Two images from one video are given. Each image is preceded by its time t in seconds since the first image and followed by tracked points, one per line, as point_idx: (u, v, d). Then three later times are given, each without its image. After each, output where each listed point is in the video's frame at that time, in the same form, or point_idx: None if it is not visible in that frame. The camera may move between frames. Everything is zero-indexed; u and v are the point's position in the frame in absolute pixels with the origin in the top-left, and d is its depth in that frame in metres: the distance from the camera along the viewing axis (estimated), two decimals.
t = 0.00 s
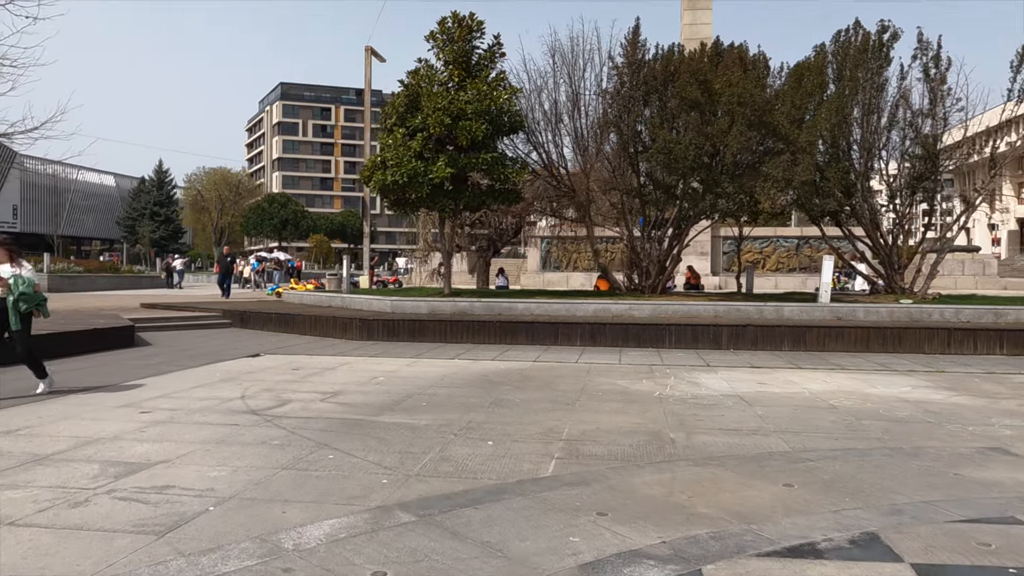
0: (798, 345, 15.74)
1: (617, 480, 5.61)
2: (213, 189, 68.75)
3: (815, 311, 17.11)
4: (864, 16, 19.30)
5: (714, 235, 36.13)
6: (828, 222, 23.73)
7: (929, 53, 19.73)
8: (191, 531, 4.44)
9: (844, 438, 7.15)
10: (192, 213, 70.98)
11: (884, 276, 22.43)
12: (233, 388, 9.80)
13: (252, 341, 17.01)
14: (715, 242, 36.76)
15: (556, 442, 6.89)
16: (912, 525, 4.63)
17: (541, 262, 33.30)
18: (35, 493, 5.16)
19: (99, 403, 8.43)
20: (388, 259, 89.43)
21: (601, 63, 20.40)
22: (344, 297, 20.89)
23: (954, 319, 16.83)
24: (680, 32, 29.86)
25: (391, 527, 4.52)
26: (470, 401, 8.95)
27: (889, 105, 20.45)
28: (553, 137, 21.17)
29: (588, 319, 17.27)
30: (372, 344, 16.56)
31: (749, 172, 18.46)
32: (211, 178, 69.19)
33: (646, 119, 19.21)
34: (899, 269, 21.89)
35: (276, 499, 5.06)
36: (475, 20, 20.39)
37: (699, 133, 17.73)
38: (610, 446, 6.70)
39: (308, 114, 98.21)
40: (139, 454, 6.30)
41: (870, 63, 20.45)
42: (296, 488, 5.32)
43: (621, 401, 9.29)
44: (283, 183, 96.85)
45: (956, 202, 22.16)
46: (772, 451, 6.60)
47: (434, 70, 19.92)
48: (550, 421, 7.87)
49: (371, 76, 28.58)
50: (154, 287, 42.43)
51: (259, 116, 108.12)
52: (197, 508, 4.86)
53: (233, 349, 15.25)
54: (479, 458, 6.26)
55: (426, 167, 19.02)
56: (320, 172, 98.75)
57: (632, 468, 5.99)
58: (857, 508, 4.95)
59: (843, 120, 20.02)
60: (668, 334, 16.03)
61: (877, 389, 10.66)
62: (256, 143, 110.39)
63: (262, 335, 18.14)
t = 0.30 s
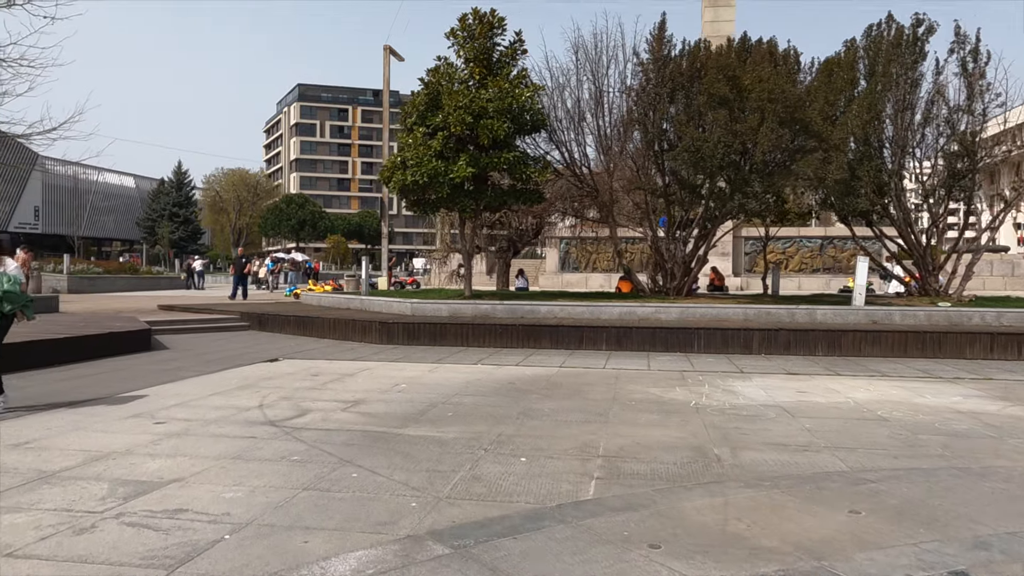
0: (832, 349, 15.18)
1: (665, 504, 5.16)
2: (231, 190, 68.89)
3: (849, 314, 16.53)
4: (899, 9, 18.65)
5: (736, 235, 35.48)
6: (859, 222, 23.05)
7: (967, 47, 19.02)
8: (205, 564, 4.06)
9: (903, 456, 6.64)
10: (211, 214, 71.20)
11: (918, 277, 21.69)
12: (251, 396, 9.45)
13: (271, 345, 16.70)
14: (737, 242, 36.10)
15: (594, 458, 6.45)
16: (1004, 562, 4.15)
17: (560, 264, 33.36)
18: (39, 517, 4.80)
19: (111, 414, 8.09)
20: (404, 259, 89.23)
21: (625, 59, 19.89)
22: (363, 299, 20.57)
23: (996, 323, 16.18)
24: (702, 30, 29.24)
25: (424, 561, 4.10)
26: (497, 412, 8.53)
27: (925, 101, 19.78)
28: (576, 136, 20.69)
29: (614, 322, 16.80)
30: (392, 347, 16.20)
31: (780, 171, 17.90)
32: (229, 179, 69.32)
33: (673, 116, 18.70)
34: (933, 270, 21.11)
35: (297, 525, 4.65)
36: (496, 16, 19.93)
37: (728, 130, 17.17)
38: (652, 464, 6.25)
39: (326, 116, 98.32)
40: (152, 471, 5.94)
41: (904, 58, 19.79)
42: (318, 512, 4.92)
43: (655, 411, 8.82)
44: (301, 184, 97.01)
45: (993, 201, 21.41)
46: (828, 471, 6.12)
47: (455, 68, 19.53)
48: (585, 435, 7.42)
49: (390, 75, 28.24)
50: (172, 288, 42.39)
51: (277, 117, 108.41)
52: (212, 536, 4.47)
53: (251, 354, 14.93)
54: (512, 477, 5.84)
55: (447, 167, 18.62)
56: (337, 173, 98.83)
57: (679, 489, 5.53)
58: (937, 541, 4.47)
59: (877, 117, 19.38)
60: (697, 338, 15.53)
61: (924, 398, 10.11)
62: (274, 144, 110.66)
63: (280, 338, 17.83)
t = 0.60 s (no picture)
0: (859, 350, 14.68)
1: (709, 519, 4.71)
2: (242, 189, 68.84)
3: (876, 313, 16.01)
4: None
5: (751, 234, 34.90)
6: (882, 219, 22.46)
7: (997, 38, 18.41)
8: None
9: (958, 465, 6.17)
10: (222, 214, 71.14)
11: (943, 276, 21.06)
12: (259, 398, 9.08)
13: (281, 344, 16.34)
14: (752, 241, 35.52)
15: (625, 467, 6.02)
16: None
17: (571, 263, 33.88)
18: (29, 531, 4.40)
19: (114, 418, 7.72)
20: (414, 259, 88.93)
21: (643, 52, 19.40)
22: (374, 297, 20.18)
23: None
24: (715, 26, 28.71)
25: None
26: (517, 415, 8.12)
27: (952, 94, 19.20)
28: (593, 131, 20.22)
29: (632, 322, 16.34)
30: (405, 347, 15.82)
31: (803, 166, 17.38)
32: (240, 178, 69.24)
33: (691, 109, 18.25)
34: (959, 268, 20.50)
35: (308, 542, 4.25)
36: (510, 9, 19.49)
37: (749, 124, 16.67)
38: (689, 474, 5.81)
39: (337, 115, 98.19)
40: (153, 480, 5.55)
41: (931, 49, 19.20)
42: (330, 527, 4.50)
43: (683, 415, 8.38)
44: (312, 184, 96.92)
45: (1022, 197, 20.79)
46: (880, 481, 5.66)
47: (468, 62, 19.11)
48: (612, 440, 6.98)
49: (401, 72, 27.87)
50: (183, 287, 42.21)
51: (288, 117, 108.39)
52: (214, 554, 4.06)
53: (261, 354, 14.58)
54: (539, 487, 5.41)
55: (460, 163, 18.21)
56: (348, 173, 98.69)
57: (722, 502, 5.09)
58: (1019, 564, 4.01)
59: (902, 110, 18.81)
60: (719, 338, 15.07)
61: (965, 401, 9.61)
62: (285, 145, 110.68)
63: (291, 337, 17.48)
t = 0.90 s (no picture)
0: (875, 349, 14.24)
1: (750, 546, 4.27)
2: (239, 184, 68.29)
3: (890, 311, 15.59)
4: None
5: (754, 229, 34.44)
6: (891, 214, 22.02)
7: (1012, 27, 17.94)
8: None
9: (1007, 479, 5.73)
10: (219, 209, 70.54)
11: (955, 272, 20.62)
12: (254, 403, 8.62)
13: (278, 343, 15.88)
14: (753, 236, 35.08)
15: (650, 482, 5.57)
16: None
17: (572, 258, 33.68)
18: None
19: (99, 426, 7.26)
20: (412, 254, 88.32)
21: (649, 42, 18.89)
22: (374, 294, 19.71)
23: None
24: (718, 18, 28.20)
25: None
26: (528, 422, 7.67)
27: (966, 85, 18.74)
28: (597, 123, 19.75)
29: (639, 320, 15.89)
30: (406, 346, 15.35)
31: (815, 159, 16.90)
32: (237, 173, 68.65)
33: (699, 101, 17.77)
34: (971, 264, 20.05)
35: None
36: None
37: (760, 116, 16.21)
38: (718, 491, 5.36)
39: (335, 110, 97.54)
40: (137, 498, 5.08)
41: (944, 39, 18.72)
42: (332, 557, 4.04)
43: (703, 421, 7.94)
44: (309, 179, 96.31)
45: None
46: (928, 499, 5.21)
47: (470, 53, 18.59)
48: (631, 451, 6.54)
49: (400, 64, 27.32)
50: (180, 283, 41.71)
51: (286, 112, 107.74)
52: None
53: (257, 353, 14.11)
54: (559, 506, 4.95)
55: (462, 156, 17.71)
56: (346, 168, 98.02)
57: (761, 525, 4.64)
58: None
59: (915, 102, 18.35)
60: (730, 336, 14.64)
61: (995, 404, 9.17)
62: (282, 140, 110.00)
63: (288, 336, 17.01)
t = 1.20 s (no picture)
0: (887, 350, 13.83)
1: None
2: (233, 182, 67.64)
3: (901, 312, 15.20)
4: None
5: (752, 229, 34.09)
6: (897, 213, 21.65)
7: None
8: None
9: None
10: (213, 208, 69.88)
11: (962, 272, 20.27)
12: (246, 409, 8.14)
13: (272, 344, 15.38)
14: (751, 236, 34.73)
15: (677, 499, 5.12)
16: None
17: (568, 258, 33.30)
18: None
19: (78, 437, 6.77)
20: (407, 253, 87.79)
21: (653, 36, 18.45)
22: (370, 294, 19.22)
23: None
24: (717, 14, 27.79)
25: None
26: (537, 430, 7.21)
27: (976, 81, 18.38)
28: (599, 119, 19.29)
29: (644, 320, 15.46)
30: (404, 347, 14.88)
31: (823, 155, 16.49)
32: (230, 171, 67.96)
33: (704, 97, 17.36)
34: (979, 264, 19.72)
35: None
36: None
37: (768, 111, 15.79)
38: (752, 509, 4.91)
39: (329, 109, 96.92)
40: (115, 519, 4.61)
41: (953, 34, 18.36)
42: None
43: (722, 429, 7.48)
44: (303, 178, 95.67)
45: None
46: (983, 518, 4.77)
47: (470, 46, 18.09)
48: (652, 463, 6.10)
49: (397, 60, 26.81)
50: (172, 283, 41.10)
51: (280, 111, 107.05)
52: None
53: (250, 355, 13.63)
54: (582, 529, 4.49)
55: (462, 152, 17.23)
56: (340, 166, 97.37)
57: (806, 550, 4.20)
58: None
59: (924, 97, 17.97)
60: (739, 338, 14.22)
61: None
62: (276, 138, 109.30)
63: (282, 337, 16.51)
